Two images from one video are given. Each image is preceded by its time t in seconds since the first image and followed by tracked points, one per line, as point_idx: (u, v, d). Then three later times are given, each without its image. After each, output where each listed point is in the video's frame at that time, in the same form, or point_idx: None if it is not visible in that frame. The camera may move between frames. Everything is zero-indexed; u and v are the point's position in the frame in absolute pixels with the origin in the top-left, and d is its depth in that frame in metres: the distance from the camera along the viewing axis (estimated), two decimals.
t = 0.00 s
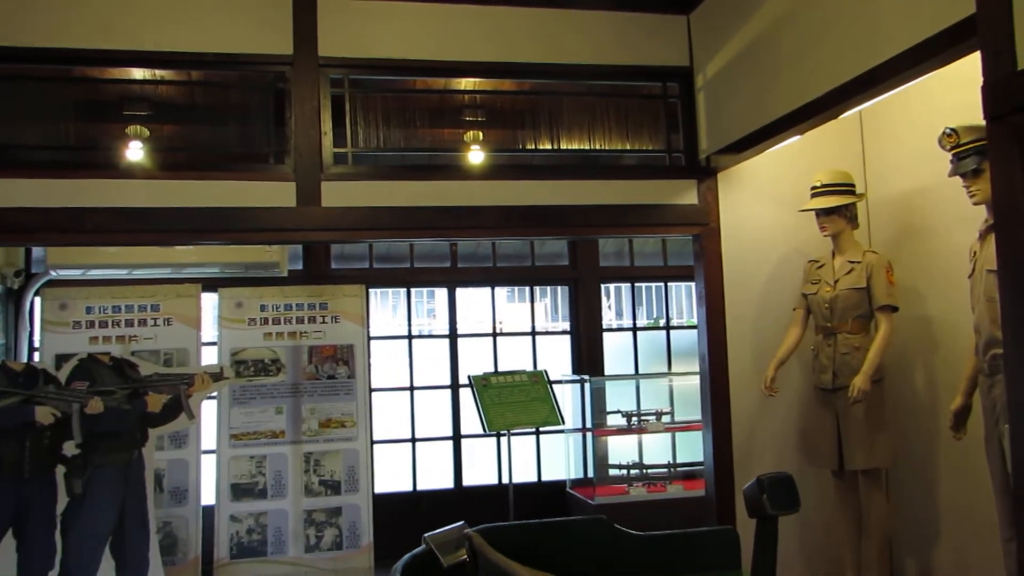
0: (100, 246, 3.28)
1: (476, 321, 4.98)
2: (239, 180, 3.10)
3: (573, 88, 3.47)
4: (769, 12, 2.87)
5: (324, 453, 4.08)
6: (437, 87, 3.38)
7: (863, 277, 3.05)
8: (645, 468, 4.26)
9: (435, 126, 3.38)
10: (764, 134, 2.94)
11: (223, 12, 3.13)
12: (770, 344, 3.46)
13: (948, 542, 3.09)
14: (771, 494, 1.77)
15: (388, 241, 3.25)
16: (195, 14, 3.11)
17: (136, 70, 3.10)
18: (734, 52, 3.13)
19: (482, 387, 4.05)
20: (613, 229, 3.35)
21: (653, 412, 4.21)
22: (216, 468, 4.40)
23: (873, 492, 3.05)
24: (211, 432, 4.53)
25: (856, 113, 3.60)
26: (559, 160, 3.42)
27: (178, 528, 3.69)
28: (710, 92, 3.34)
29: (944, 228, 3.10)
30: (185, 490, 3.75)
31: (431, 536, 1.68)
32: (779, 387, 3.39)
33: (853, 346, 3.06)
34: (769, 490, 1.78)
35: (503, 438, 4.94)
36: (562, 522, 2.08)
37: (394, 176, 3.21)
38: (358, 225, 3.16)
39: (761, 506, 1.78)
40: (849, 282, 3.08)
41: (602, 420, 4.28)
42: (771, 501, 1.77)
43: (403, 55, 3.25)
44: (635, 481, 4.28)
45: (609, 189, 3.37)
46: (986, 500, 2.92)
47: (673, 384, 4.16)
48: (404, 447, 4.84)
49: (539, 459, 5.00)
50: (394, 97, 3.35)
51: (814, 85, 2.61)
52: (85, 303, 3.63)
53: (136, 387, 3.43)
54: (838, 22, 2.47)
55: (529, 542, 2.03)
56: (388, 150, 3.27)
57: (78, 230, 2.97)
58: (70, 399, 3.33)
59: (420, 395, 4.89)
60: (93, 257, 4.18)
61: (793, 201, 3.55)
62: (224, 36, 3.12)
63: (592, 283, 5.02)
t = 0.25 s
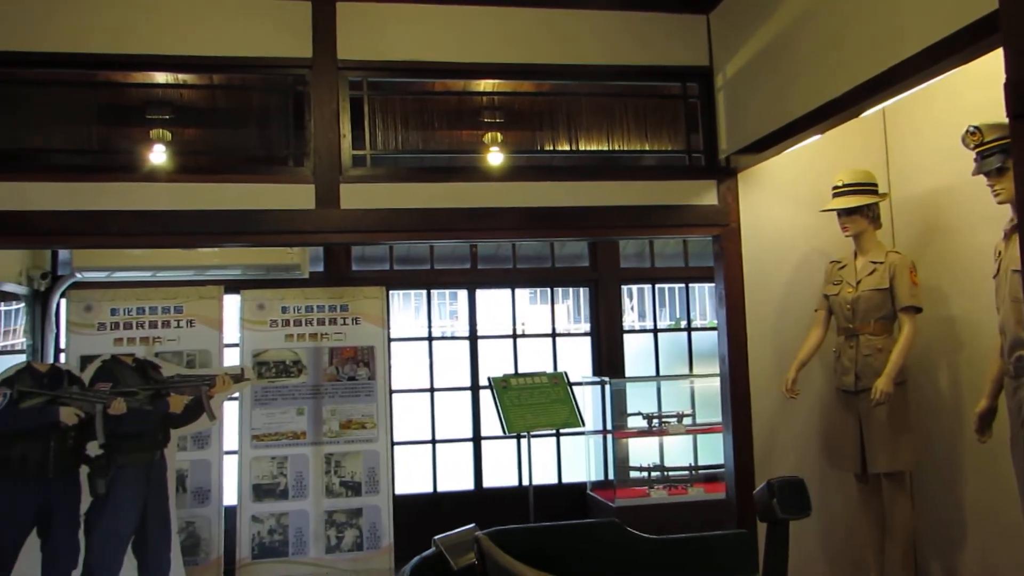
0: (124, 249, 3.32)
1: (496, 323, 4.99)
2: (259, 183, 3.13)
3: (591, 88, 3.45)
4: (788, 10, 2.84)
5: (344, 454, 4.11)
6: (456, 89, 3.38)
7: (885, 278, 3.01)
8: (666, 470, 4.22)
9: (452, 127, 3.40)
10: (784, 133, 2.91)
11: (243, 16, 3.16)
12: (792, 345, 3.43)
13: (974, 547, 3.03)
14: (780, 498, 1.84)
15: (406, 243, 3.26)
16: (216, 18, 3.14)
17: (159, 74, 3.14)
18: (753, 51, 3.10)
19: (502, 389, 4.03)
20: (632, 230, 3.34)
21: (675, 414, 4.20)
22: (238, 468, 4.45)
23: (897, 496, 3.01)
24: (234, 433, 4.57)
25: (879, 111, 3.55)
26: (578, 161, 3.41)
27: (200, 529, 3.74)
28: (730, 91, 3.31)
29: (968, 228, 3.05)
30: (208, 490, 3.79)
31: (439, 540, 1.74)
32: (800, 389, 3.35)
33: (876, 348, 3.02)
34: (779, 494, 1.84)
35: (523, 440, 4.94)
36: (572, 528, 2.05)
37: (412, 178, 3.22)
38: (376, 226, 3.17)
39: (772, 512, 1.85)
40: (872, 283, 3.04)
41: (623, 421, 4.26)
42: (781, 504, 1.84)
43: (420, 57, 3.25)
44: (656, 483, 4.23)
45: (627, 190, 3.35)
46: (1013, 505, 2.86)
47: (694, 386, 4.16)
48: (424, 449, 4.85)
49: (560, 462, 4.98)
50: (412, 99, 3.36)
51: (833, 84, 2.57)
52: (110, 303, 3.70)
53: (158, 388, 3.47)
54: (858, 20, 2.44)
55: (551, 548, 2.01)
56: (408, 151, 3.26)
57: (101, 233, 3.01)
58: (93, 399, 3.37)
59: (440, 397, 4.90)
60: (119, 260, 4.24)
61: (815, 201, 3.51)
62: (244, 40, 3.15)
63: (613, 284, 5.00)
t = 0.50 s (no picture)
0: (148, 251, 3.36)
1: (517, 324, 4.98)
2: (280, 185, 3.15)
3: (610, 88, 3.44)
4: (810, 8, 2.81)
5: (366, 455, 4.12)
6: (476, 90, 3.39)
7: (910, 279, 2.96)
8: (688, 473, 4.20)
9: (472, 128, 3.39)
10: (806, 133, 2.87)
11: (264, 19, 3.18)
12: (815, 347, 3.39)
13: (1003, 553, 2.97)
14: (795, 503, 2.14)
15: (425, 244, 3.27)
16: (238, 22, 3.17)
17: (182, 78, 3.17)
18: (775, 50, 3.07)
19: (522, 390, 4.03)
20: (652, 230, 3.32)
21: (696, 416, 4.16)
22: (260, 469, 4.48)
23: (922, 501, 2.96)
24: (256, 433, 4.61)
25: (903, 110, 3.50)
26: (597, 162, 3.40)
27: (223, 528, 3.78)
28: (751, 91, 3.28)
29: (996, 228, 2.99)
30: (230, 490, 3.82)
31: (453, 542, 1.79)
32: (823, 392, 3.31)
33: (901, 350, 2.97)
34: (794, 499, 2.14)
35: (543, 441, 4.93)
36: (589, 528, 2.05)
37: (432, 180, 3.22)
38: (396, 228, 3.18)
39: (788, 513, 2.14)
40: (897, 284, 2.99)
41: (644, 424, 4.20)
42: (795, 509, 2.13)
43: (439, 59, 3.26)
44: (678, 486, 4.22)
45: (648, 190, 3.33)
46: None
47: (716, 388, 4.14)
48: (445, 450, 4.86)
49: (580, 464, 4.97)
50: (431, 101, 3.36)
51: (856, 82, 2.54)
52: (134, 305, 3.75)
53: (181, 389, 3.51)
54: (881, 17, 2.40)
55: (578, 551, 2.02)
56: (428, 152, 3.27)
57: (125, 235, 3.05)
58: (117, 400, 3.42)
59: (461, 398, 4.91)
60: (144, 261, 4.30)
61: (839, 201, 3.47)
62: (264, 43, 3.17)
63: (634, 286, 4.97)
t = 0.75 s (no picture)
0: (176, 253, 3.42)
1: (541, 324, 4.97)
2: (304, 187, 3.17)
3: (634, 87, 3.42)
4: (836, 3, 2.77)
5: (391, 454, 4.14)
6: (499, 90, 3.38)
7: (941, 278, 2.91)
8: (715, 474, 4.17)
9: (495, 128, 3.38)
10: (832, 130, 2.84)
11: (288, 22, 3.21)
12: (843, 347, 3.34)
13: None
14: (816, 505, 2.42)
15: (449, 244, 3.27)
16: (262, 26, 3.20)
17: (208, 80, 3.21)
18: (800, 46, 3.03)
19: (547, 391, 4.02)
20: (677, 230, 3.29)
21: (723, 416, 4.12)
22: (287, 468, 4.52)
23: (954, 504, 2.90)
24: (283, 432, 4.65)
25: (933, 105, 3.44)
26: (621, 161, 3.38)
27: (251, 527, 3.80)
28: (776, 88, 3.25)
29: None
30: (257, 489, 3.86)
31: (474, 542, 1.96)
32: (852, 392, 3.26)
33: (932, 350, 2.92)
34: (815, 501, 2.43)
35: (569, 442, 4.91)
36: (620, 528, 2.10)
37: (455, 180, 3.23)
38: (419, 229, 3.19)
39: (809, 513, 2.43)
40: (926, 283, 2.94)
41: (670, 425, 4.16)
42: (817, 510, 2.42)
43: (462, 60, 3.26)
44: (705, 487, 4.19)
45: (672, 189, 3.31)
46: None
47: (743, 389, 4.09)
48: (470, 450, 4.87)
49: (606, 464, 4.95)
50: (455, 101, 3.37)
51: (883, 78, 2.50)
52: (162, 307, 3.78)
53: (209, 389, 3.54)
54: (908, 12, 2.37)
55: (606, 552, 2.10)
56: (450, 153, 3.28)
57: (153, 238, 3.09)
58: (146, 400, 3.48)
59: (486, 398, 4.92)
60: (173, 263, 4.36)
61: (867, 199, 3.42)
62: (288, 46, 3.20)
63: (659, 286, 4.95)
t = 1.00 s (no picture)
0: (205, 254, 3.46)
1: (568, 323, 4.96)
2: (330, 188, 3.19)
3: (659, 85, 3.40)
4: None
5: (418, 454, 4.16)
6: (524, 89, 3.38)
7: (974, 276, 2.85)
8: (744, 475, 4.12)
9: (520, 128, 3.38)
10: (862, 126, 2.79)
11: (313, 24, 3.23)
12: (873, 346, 3.29)
13: None
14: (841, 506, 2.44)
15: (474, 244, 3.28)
16: (289, 28, 3.23)
17: (235, 83, 3.24)
18: (829, 41, 2.99)
19: (573, 390, 4.00)
20: (703, 228, 3.26)
21: (752, 417, 4.08)
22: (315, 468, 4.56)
23: (988, 507, 2.84)
24: (311, 431, 4.69)
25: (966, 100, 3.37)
26: (647, 159, 3.36)
27: (279, 526, 3.84)
28: (805, 83, 3.21)
29: None
30: (286, 488, 3.89)
31: (495, 542, 2.00)
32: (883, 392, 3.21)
33: (965, 349, 2.86)
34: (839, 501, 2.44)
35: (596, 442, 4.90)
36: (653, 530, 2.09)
37: (480, 180, 3.23)
38: (444, 229, 3.19)
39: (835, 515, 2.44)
40: (959, 281, 2.88)
41: (698, 425, 4.14)
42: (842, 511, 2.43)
43: (486, 59, 3.25)
44: (733, 488, 4.15)
45: (698, 187, 3.28)
46: None
47: (771, 389, 4.05)
48: (497, 449, 4.87)
49: (633, 465, 4.92)
50: (479, 101, 3.37)
51: (913, 73, 2.46)
52: (192, 307, 3.83)
53: (237, 389, 3.58)
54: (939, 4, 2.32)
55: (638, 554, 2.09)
56: (475, 153, 3.28)
57: (182, 239, 3.13)
58: (176, 399, 3.51)
59: (512, 398, 4.92)
60: (203, 264, 4.42)
61: (897, 195, 3.37)
62: (314, 48, 3.22)
63: (686, 285, 4.91)
